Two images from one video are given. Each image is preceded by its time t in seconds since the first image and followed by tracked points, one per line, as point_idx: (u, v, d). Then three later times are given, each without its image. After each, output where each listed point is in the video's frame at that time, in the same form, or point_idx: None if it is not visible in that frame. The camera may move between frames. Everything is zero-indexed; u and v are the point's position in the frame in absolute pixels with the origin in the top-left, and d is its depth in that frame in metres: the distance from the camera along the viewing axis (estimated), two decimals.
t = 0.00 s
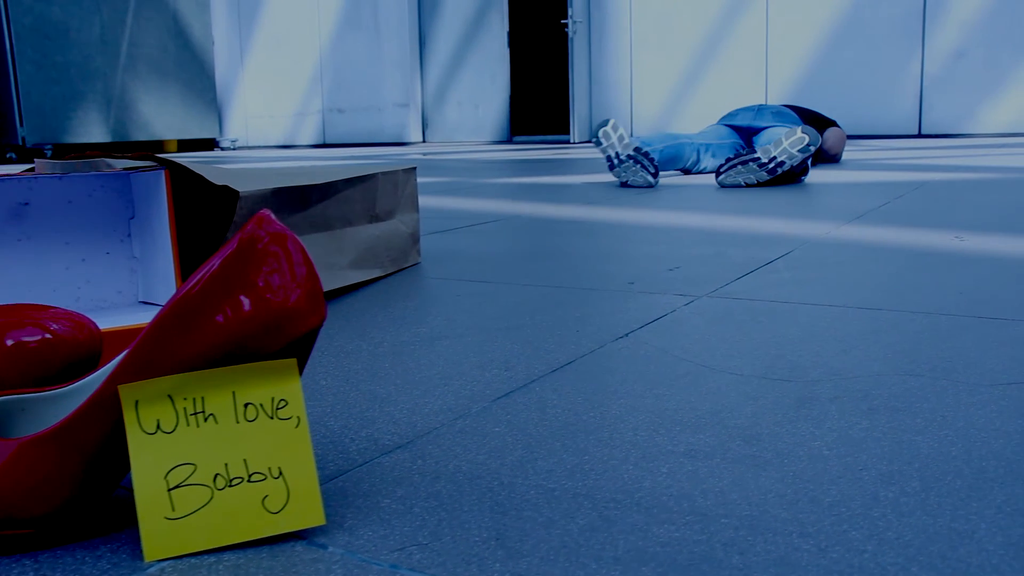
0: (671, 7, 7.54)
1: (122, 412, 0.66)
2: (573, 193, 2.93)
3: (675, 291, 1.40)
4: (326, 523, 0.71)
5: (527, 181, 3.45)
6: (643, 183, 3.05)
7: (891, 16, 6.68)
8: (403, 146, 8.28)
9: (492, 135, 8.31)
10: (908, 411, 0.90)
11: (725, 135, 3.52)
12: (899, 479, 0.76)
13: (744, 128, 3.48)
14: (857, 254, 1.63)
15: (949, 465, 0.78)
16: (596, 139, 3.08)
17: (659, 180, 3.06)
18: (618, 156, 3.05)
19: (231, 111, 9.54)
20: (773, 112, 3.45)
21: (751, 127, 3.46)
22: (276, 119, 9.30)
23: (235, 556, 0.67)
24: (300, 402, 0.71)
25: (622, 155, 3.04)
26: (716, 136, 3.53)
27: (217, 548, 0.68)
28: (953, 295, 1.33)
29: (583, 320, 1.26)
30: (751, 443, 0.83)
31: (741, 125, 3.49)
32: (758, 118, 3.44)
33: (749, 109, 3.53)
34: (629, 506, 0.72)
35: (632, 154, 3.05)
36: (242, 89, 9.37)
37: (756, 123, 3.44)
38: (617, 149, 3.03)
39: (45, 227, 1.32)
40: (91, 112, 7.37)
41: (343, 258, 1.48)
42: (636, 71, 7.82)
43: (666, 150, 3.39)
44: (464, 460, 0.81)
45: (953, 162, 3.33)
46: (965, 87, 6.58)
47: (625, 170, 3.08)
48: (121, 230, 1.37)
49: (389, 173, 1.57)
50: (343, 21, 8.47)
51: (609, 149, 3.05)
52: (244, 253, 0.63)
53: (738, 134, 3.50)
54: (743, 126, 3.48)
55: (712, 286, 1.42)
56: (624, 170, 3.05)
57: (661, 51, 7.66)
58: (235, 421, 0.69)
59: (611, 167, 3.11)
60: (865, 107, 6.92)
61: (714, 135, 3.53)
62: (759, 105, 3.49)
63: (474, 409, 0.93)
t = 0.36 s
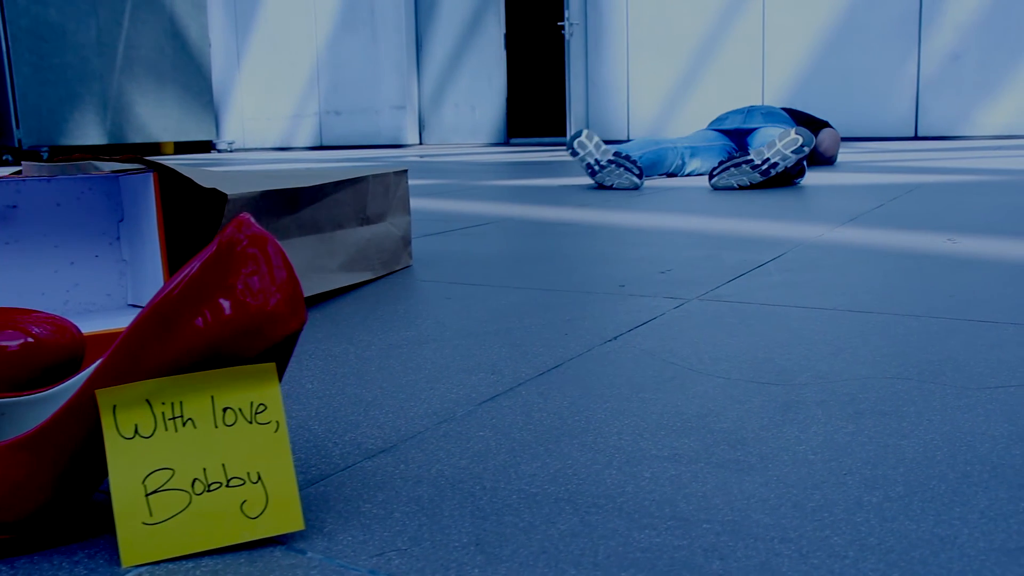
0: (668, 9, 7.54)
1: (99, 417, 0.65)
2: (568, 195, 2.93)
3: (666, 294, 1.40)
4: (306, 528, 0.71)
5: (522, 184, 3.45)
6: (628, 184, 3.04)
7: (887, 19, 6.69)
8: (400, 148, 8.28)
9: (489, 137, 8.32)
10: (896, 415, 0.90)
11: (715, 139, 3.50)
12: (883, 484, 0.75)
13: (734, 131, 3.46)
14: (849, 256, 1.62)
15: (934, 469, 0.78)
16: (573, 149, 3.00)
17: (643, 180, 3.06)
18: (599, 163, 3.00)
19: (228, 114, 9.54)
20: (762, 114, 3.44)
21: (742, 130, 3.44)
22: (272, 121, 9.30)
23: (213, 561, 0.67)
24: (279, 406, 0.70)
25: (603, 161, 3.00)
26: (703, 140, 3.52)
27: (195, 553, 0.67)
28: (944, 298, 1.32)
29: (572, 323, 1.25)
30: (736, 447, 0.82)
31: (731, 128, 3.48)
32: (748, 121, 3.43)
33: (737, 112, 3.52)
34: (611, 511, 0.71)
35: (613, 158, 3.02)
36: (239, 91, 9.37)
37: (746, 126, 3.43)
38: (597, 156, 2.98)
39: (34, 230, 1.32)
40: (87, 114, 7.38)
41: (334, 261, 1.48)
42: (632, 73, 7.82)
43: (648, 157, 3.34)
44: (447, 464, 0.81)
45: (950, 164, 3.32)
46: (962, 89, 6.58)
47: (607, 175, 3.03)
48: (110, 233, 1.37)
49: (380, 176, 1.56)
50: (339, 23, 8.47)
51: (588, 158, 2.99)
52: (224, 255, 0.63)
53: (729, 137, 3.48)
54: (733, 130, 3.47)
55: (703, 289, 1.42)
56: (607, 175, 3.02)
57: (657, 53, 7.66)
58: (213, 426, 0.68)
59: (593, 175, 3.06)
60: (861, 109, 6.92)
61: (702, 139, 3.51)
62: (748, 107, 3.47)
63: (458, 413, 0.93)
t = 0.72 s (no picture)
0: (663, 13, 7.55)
1: (70, 424, 0.65)
2: (560, 197, 2.92)
3: (653, 298, 1.39)
4: (280, 536, 0.70)
5: (516, 187, 3.44)
6: (613, 187, 3.03)
7: (883, 23, 6.70)
8: (396, 151, 8.28)
9: (484, 140, 8.33)
10: (878, 420, 0.89)
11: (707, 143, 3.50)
12: (863, 491, 0.75)
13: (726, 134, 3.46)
14: (839, 260, 1.62)
15: (914, 475, 0.77)
16: (554, 160, 2.96)
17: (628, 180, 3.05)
18: (582, 169, 2.98)
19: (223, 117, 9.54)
20: (754, 117, 3.44)
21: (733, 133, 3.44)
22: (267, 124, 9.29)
23: (185, 569, 0.67)
24: (253, 412, 0.70)
25: (586, 167, 2.98)
26: (693, 142, 3.52)
27: (167, 561, 0.67)
28: (933, 302, 1.32)
29: (559, 327, 1.25)
30: (715, 453, 0.82)
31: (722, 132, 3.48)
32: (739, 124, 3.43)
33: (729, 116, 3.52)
34: (587, 518, 0.71)
35: (594, 162, 2.99)
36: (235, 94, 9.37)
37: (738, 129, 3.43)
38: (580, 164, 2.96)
39: (18, 234, 1.31)
40: (82, 118, 7.39)
41: (321, 265, 1.47)
42: (627, 77, 7.82)
43: (638, 161, 3.35)
44: (425, 470, 0.80)
45: (943, 167, 3.32)
46: (956, 92, 6.58)
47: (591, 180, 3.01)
48: (96, 237, 1.36)
49: (368, 180, 1.56)
50: (335, 25, 8.47)
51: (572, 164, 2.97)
52: (197, 260, 0.62)
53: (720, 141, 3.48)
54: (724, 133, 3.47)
55: (691, 293, 1.41)
56: (592, 180, 3.01)
57: (652, 56, 7.67)
58: (186, 432, 0.67)
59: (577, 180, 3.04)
60: (856, 112, 6.92)
61: (693, 142, 3.51)
62: (740, 110, 3.48)
63: (439, 419, 0.92)
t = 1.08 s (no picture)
0: (659, 15, 7.55)
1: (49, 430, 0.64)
2: (556, 200, 2.92)
3: (644, 301, 1.39)
4: (261, 542, 0.70)
5: (513, 190, 3.44)
6: (609, 190, 3.02)
7: (878, 25, 6.70)
8: (392, 154, 8.28)
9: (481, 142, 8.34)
10: (865, 425, 0.89)
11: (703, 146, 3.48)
12: (849, 496, 0.74)
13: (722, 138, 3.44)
14: (831, 263, 1.62)
15: (900, 480, 0.77)
16: (552, 160, 2.95)
17: (623, 184, 3.04)
18: (579, 170, 2.98)
19: (220, 119, 9.54)
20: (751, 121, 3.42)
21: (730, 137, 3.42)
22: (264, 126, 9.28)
23: None
24: (235, 418, 0.69)
25: (583, 168, 2.98)
26: (691, 145, 3.51)
27: (148, 567, 0.66)
28: (924, 305, 1.32)
29: (549, 331, 1.24)
30: (702, 458, 0.82)
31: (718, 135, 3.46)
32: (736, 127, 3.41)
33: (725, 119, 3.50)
34: (571, 523, 0.70)
35: (591, 165, 3.00)
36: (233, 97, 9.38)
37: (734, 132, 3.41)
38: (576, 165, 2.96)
39: (8, 237, 1.32)
40: (79, 120, 7.40)
41: (313, 269, 1.47)
42: (623, 79, 7.82)
43: (635, 164, 3.34)
44: (409, 476, 0.80)
45: (940, 170, 3.31)
46: (952, 95, 6.59)
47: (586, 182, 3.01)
48: (86, 240, 1.35)
49: (360, 183, 1.55)
50: (332, 28, 8.48)
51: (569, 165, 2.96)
52: (180, 262, 0.63)
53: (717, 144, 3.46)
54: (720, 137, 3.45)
55: (683, 296, 1.41)
56: (588, 182, 3.00)
57: (649, 59, 7.67)
58: (167, 438, 0.67)
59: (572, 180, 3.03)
60: (852, 114, 6.92)
61: (691, 145, 3.49)
62: (738, 113, 3.43)
63: (426, 424, 0.92)
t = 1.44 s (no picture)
0: (656, 17, 7.54)
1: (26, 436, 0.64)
2: (552, 203, 2.91)
3: (634, 305, 1.39)
4: (240, 548, 0.69)
5: (509, 192, 3.44)
6: (605, 194, 3.00)
7: (875, 28, 6.70)
8: (389, 157, 8.28)
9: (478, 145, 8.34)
10: (852, 429, 0.89)
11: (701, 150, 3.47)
12: (834, 501, 0.74)
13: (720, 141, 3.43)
14: (823, 267, 1.61)
15: (885, 486, 0.76)
16: (550, 163, 2.93)
17: (620, 188, 3.03)
18: (576, 173, 2.96)
19: (218, 122, 9.54)
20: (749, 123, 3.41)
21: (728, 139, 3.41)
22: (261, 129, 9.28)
23: None
24: (213, 422, 0.69)
25: (580, 171, 2.96)
26: (689, 148, 3.50)
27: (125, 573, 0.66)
28: (916, 309, 1.32)
29: (538, 335, 1.24)
30: (686, 463, 0.81)
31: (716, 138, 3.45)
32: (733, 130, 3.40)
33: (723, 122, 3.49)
34: (552, 529, 0.70)
35: (588, 168, 2.99)
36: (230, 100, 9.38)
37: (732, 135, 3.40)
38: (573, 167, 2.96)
39: None
40: (76, 122, 7.41)
41: (303, 272, 1.46)
42: (620, 83, 7.82)
43: (632, 167, 3.33)
44: (391, 480, 0.80)
45: (937, 173, 3.31)
46: (948, 99, 6.60)
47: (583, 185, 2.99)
48: (75, 243, 1.34)
49: (351, 186, 1.55)
50: (330, 31, 8.49)
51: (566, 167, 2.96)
52: (158, 266, 0.62)
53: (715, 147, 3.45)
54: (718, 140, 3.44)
55: (673, 300, 1.41)
56: (584, 185, 2.98)
57: (646, 62, 7.67)
58: (145, 443, 0.66)
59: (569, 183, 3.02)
60: (849, 117, 6.92)
61: (689, 148, 3.49)
62: (736, 116, 3.44)
63: (410, 428, 0.91)
